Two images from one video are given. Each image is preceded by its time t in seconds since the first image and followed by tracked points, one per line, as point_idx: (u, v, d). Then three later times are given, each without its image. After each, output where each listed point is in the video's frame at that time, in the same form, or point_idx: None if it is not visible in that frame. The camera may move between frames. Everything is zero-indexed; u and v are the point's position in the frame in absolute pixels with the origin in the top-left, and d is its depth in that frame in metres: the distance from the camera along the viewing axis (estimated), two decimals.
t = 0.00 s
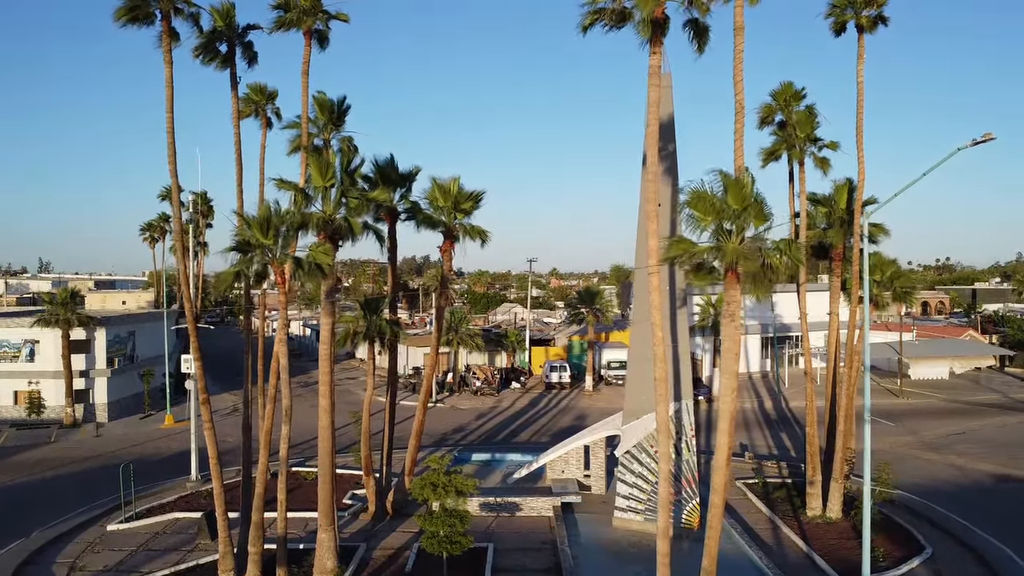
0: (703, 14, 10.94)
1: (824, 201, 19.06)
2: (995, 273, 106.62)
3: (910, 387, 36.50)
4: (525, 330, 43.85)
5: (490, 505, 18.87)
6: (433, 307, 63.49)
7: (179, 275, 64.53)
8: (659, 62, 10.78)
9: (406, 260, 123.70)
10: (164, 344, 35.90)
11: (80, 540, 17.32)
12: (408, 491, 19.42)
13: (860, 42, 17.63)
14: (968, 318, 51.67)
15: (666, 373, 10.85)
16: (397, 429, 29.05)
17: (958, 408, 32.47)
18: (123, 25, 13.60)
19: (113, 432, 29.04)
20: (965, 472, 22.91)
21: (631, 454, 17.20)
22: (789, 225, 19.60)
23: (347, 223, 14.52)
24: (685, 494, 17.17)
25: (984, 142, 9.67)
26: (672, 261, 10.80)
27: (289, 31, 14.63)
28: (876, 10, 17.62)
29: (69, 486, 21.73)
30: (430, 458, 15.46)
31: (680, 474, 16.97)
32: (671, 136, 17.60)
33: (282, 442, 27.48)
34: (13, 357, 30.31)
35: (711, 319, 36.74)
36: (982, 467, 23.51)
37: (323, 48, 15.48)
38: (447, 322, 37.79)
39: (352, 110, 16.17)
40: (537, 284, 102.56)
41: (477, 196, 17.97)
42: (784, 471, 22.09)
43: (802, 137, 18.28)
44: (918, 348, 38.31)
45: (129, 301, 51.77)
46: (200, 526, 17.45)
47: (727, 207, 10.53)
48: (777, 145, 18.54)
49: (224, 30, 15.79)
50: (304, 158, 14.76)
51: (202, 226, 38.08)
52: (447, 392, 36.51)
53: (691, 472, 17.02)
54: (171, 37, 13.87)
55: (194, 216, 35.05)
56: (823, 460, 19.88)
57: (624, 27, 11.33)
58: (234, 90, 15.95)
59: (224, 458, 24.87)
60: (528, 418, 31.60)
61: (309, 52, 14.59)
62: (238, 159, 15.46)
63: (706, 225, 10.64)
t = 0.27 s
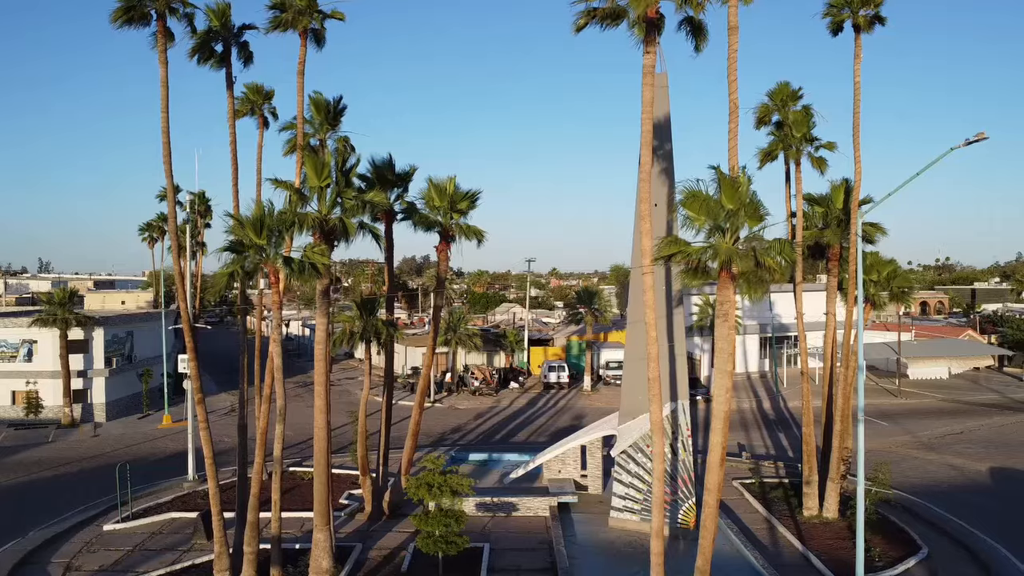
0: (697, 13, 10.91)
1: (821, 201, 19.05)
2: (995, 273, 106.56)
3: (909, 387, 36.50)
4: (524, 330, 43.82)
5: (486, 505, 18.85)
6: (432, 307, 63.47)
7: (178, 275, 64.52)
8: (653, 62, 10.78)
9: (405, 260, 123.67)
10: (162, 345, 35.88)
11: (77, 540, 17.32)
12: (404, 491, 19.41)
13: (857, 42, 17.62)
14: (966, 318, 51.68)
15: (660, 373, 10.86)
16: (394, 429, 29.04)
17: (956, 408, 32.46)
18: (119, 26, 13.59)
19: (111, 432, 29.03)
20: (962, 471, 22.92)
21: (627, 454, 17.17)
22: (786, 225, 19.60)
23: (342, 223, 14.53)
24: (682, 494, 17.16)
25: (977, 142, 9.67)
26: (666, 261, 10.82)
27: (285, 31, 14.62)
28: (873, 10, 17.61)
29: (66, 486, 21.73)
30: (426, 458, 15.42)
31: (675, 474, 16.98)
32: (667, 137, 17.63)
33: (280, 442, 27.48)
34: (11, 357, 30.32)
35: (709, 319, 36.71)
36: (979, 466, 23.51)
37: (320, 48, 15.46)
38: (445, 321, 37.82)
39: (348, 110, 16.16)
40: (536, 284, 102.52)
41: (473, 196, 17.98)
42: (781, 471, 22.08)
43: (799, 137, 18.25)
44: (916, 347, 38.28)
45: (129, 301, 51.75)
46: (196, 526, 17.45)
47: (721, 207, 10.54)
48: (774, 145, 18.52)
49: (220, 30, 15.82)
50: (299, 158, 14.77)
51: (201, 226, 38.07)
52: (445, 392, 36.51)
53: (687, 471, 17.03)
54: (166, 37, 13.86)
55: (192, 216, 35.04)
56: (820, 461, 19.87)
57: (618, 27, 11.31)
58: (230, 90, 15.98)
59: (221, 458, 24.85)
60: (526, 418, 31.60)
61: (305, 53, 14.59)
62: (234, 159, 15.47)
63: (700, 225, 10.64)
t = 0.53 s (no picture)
0: (687, 12, 10.87)
1: (816, 200, 19.03)
2: (995, 273, 106.53)
3: (907, 387, 36.49)
4: (522, 330, 43.79)
5: (481, 505, 18.84)
6: (431, 307, 63.44)
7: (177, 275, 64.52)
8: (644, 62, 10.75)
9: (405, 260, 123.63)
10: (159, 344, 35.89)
11: (71, 540, 17.31)
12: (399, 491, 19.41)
13: (852, 41, 17.59)
14: (965, 318, 51.67)
15: (651, 372, 10.84)
16: (391, 429, 29.03)
17: (953, 408, 32.44)
18: (113, 25, 13.57)
19: (108, 431, 29.04)
20: (958, 471, 22.90)
21: (622, 453, 17.16)
22: (781, 225, 19.58)
23: (335, 222, 14.50)
24: (677, 494, 17.14)
25: (967, 141, 9.64)
26: (657, 260, 10.77)
27: (279, 31, 14.59)
28: (868, 10, 17.59)
29: (62, 486, 21.74)
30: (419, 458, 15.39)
31: (670, 474, 16.96)
32: (662, 136, 17.64)
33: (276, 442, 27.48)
34: (8, 357, 30.35)
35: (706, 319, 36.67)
36: (976, 466, 23.49)
37: (314, 48, 15.41)
38: (443, 321, 37.82)
39: (342, 110, 16.14)
40: (536, 284, 102.56)
41: (468, 195, 17.96)
42: (777, 470, 22.07)
43: (793, 137, 18.23)
44: (914, 347, 38.25)
45: (128, 301, 51.75)
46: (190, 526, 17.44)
47: (713, 206, 10.50)
48: (768, 144, 18.49)
49: (213, 30, 15.83)
50: (293, 158, 14.77)
51: (199, 225, 38.07)
52: (442, 392, 36.49)
53: (682, 471, 17.00)
54: (159, 37, 13.84)
55: (189, 216, 35.03)
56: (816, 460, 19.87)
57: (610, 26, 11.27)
58: (224, 90, 16.00)
59: (218, 458, 24.84)
60: (524, 417, 31.59)
61: (298, 52, 14.56)
62: (229, 159, 15.49)
63: (693, 225, 10.54)
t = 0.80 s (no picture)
0: (675, 12, 10.79)
1: (809, 200, 19.01)
2: (994, 273, 106.47)
3: (903, 387, 36.49)
4: (519, 330, 43.78)
5: (474, 505, 18.84)
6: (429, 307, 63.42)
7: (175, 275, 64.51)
8: (630, 61, 10.72)
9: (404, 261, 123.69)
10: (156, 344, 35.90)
11: (63, 540, 17.31)
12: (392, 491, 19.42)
13: (845, 41, 17.58)
14: (963, 318, 51.68)
15: (639, 373, 10.84)
16: (386, 429, 29.03)
17: (949, 408, 32.42)
18: (103, 25, 13.56)
19: (103, 431, 29.05)
20: (953, 471, 22.91)
21: (614, 453, 17.16)
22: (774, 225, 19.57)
23: (327, 222, 14.50)
24: (669, 494, 17.15)
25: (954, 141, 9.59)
26: (645, 260, 10.75)
27: (270, 30, 14.58)
28: (861, 10, 17.58)
29: (56, 486, 21.75)
30: (411, 458, 15.36)
31: (662, 474, 16.97)
32: (654, 136, 17.65)
33: (272, 442, 27.50)
34: (4, 357, 30.36)
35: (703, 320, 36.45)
36: (971, 466, 23.49)
37: (307, 48, 15.36)
38: (439, 321, 37.87)
39: (334, 110, 16.13)
40: (534, 283, 102.57)
41: (461, 196, 17.97)
42: (771, 470, 22.07)
43: (786, 137, 18.20)
44: (911, 347, 38.24)
45: (125, 301, 51.76)
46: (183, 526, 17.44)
47: (700, 207, 10.48)
48: (761, 144, 18.47)
49: (206, 30, 15.84)
50: (284, 158, 14.78)
51: (195, 225, 38.06)
52: (439, 392, 36.50)
53: (674, 471, 17.01)
54: (149, 37, 13.83)
55: (185, 216, 35.03)
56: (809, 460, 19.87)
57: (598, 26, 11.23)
58: (216, 89, 16.02)
59: (212, 458, 24.84)
60: (520, 417, 31.60)
61: (290, 52, 14.54)
62: (220, 159, 15.51)
63: (680, 224, 10.53)
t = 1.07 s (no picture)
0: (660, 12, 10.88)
1: (801, 200, 18.98)
2: (994, 272, 106.38)
3: (900, 387, 36.45)
4: (516, 330, 43.74)
5: (466, 506, 18.84)
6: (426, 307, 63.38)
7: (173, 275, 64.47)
8: (616, 61, 10.69)
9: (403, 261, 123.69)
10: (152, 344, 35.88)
11: (54, 540, 17.30)
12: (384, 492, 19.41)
13: (837, 42, 17.57)
14: (960, 318, 51.65)
15: (624, 373, 10.85)
16: (381, 429, 29.02)
17: (945, 408, 32.40)
18: (91, 25, 13.49)
19: (98, 432, 29.04)
20: (947, 471, 22.88)
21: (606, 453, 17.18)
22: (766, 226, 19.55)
23: (317, 223, 14.45)
24: (660, 494, 17.16)
25: (937, 140, 9.58)
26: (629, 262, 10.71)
27: (260, 31, 14.53)
28: (853, 10, 17.55)
29: (49, 486, 21.74)
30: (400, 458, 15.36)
31: (653, 474, 16.99)
32: (646, 136, 17.66)
33: (266, 442, 27.49)
34: None
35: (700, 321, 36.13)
36: (965, 467, 23.47)
37: (297, 48, 15.27)
38: (435, 322, 37.94)
39: (324, 110, 16.09)
40: (533, 283, 102.50)
41: (453, 196, 17.96)
42: (765, 470, 22.06)
43: (778, 137, 18.13)
44: (907, 347, 38.19)
45: (123, 301, 51.74)
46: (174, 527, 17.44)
47: (685, 207, 10.51)
48: (753, 144, 18.40)
49: (196, 30, 15.79)
50: (273, 158, 14.77)
51: (191, 226, 38.04)
52: (435, 392, 36.47)
53: (665, 472, 17.02)
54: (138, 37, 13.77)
55: (181, 217, 35.02)
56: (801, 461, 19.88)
57: (585, 26, 11.24)
58: (207, 90, 16.01)
59: (206, 459, 24.82)
60: (515, 417, 31.60)
61: (279, 52, 14.49)
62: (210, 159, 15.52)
63: (665, 224, 10.58)
